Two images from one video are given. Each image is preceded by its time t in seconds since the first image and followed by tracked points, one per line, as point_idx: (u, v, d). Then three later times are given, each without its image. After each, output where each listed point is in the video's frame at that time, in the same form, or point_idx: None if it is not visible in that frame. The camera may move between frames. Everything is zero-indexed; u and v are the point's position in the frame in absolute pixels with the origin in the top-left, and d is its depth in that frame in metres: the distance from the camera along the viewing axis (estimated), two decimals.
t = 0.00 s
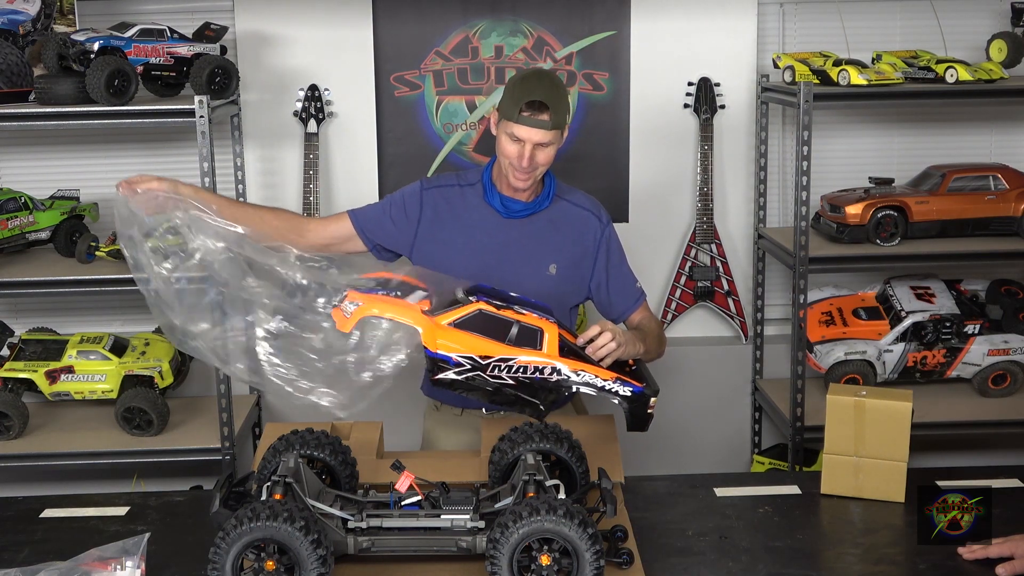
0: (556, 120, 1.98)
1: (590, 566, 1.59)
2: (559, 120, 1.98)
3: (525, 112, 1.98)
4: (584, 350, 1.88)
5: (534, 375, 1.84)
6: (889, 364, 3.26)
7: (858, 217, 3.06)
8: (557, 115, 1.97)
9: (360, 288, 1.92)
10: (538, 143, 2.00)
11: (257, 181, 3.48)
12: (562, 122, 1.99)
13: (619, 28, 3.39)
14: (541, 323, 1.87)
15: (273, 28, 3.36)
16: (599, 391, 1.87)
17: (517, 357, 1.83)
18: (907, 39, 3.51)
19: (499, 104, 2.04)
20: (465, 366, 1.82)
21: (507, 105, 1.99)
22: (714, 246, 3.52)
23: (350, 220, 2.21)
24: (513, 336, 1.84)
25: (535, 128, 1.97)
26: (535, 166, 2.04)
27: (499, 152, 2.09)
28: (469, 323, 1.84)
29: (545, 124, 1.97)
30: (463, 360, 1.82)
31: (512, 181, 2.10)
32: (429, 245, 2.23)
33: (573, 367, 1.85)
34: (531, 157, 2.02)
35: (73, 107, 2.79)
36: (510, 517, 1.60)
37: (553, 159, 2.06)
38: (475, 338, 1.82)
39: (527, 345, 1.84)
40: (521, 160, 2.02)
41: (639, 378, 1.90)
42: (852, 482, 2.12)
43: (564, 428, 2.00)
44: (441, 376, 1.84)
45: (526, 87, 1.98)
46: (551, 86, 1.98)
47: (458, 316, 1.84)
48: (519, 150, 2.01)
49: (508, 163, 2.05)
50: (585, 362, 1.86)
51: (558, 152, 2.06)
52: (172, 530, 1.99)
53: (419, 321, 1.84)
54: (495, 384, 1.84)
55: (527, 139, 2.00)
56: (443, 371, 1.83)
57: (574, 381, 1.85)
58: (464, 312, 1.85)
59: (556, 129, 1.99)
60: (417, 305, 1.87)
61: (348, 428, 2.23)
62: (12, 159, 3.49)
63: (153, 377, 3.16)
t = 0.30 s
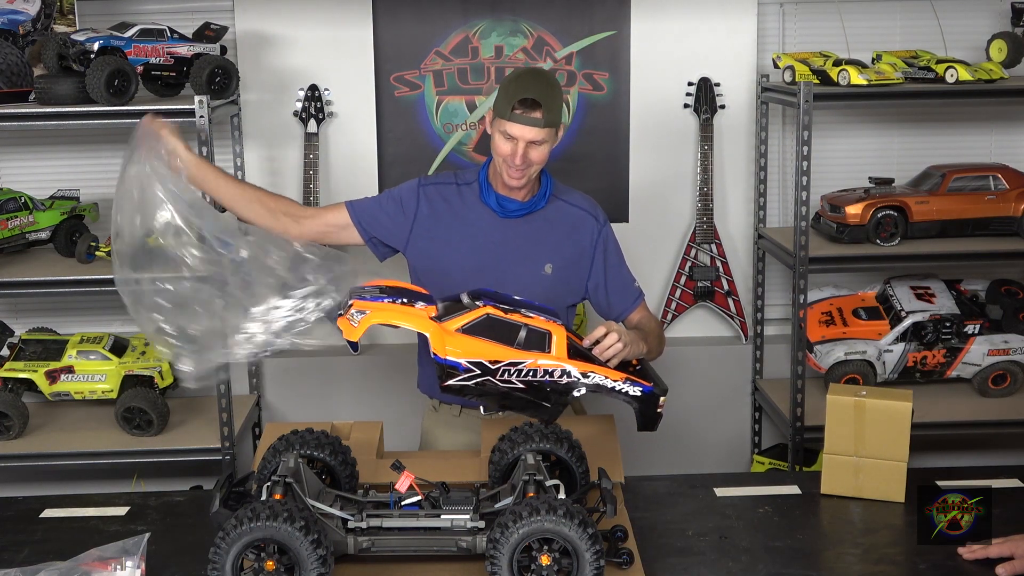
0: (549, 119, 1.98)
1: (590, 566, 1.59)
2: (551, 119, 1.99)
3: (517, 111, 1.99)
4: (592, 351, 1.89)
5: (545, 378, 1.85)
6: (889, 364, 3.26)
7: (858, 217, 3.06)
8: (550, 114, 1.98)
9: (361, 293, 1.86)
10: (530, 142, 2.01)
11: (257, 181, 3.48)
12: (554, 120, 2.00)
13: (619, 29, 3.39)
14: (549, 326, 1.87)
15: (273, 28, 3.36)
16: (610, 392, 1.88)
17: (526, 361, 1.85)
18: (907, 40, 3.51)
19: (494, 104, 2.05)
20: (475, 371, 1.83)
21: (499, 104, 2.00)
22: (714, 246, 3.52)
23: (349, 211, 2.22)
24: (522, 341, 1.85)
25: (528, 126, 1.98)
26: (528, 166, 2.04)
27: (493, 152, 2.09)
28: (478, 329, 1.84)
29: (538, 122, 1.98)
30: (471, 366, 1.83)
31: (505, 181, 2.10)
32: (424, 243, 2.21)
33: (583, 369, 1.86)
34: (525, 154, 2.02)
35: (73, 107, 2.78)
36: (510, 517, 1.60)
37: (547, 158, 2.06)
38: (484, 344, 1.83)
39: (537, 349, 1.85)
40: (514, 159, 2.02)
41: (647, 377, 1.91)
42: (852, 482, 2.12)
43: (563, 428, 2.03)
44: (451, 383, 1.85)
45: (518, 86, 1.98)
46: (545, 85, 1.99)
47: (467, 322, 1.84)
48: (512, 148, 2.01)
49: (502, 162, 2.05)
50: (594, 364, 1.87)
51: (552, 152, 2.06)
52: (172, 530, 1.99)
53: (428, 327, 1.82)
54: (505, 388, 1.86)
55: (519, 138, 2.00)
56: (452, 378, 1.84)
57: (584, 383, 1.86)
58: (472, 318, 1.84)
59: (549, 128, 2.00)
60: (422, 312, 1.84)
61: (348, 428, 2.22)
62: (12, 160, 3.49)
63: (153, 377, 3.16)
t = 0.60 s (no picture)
0: (529, 115, 1.98)
1: (590, 566, 1.59)
2: (533, 115, 1.98)
3: (499, 106, 1.99)
4: (602, 346, 1.92)
5: (558, 374, 1.88)
6: (889, 364, 3.27)
7: (858, 217, 3.06)
8: (530, 110, 1.97)
9: (374, 290, 1.87)
10: (512, 138, 2.00)
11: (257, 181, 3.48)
12: (537, 117, 1.99)
13: (619, 29, 3.39)
14: (562, 322, 1.90)
15: (273, 28, 3.36)
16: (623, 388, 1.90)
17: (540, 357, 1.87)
18: (907, 40, 3.51)
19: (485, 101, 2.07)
20: (490, 368, 1.86)
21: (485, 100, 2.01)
22: (713, 246, 3.52)
23: (349, 222, 2.25)
24: (535, 337, 1.87)
25: (507, 122, 1.98)
26: (513, 163, 2.04)
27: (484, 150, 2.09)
28: (493, 326, 1.86)
29: (518, 118, 1.98)
30: (487, 361, 1.86)
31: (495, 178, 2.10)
32: (422, 245, 2.22)
33: (596, 365, 1.88)
34: (507, 151, 2.02)
35: (73, 106, 2.78)
36: (510, 517, 1.60)
37: (533, 156, 2.04)
38: (499, 340, 1.85)
39: (550, 345, 1.87)
40: (497, 155, 2.03)
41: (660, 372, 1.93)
42: (852, 482, 2.12)
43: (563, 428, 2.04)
44: (465, 379, 1.88)
45: (503, 82, 1.99)
46: (529, 82, 1.99)
47: (482, 318, 1.87)
48: (495, 145, 2.02)
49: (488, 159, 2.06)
50: (607, 360, 1.89)
51: (539, 150, 2.05)
52: (171, 530, 1.99)
53: (444, 322, 1.84)
54: (520, 384, 1.88)
55: (501, 134, 2.00)
56: (467, 374, 1.87)
57: (597, 379, 1.88)
58: (487, 314, 1.87)
59: (531, 125, 1.99)
60: (437, 307, 1.86)
61: (348, 428, 2.22)
62: (11, 160, 3.49)
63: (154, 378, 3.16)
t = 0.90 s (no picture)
0: (498, 121, 1.98)
1: (590, 566, 1.59)
2: (502, 121, 1.98)
3: (476, 111, 2.02)
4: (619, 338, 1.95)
5: (581, 366, 1.86)
6: (889, 364, 3.26)
7: (858, 217, 3.06)
8: (500, 116, 1.98)
9: (397, 284, 1.88)
10: (485, 143, 2.02)
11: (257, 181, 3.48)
12: (508, 124, 1.98)
13: (619, 29, 3.39)
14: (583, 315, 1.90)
15: (273, 29, 3.36)
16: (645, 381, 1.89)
17: (562, 349, 1.87)
18: (907, 40, 3.51)
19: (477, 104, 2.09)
20: (513, 361, 1.85)
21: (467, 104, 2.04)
22: (713, 246, 3.52)
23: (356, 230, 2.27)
24: (557, 329, 1.87)
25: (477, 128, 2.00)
26: (490, 167, 2.05)
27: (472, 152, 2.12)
28: (515, 318, 1.87)
29: (487, 124, 1.99)
30: (511, 354, 1.85)
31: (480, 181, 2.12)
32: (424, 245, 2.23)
33: (618, 357, 1.87)
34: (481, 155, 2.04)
35: (73, 107, 2.79)
36: (510, 517, 1.60)
37: (511, 162, 2.04)
38: (521, 333, 1.85)
39: (571, 337, 1.87)
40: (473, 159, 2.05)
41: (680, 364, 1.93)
42: (852, 481, 2.12)
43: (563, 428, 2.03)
44: (489, 373, 1.86)
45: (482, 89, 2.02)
46: (504, 88, 1.99)
47: (504, 311, 1.87)
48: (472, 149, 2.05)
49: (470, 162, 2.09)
50: (628, 352, 1.89)
51: (518, 155, 2.04)
52: (171, 530, 1.99)
53: (466, 315, 1.84)
54: (543, 377, 1.87)
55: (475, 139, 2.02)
56: (491, 368, 1.86)
57: (619, 371, 1.87)
58: (510, 306, 1.88)
59: (504, 132, 1.99)
60: (459, 300, 1.87)
61: (347, 428, 2.22)
62: (12, 160, 3.49)
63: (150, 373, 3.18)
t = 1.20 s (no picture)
0: (499, 123, 1.96)
1: (591, 566, 1.59)
2: (502, 122, 1.96)
3: (470, 118, 1.98)
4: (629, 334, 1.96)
5: (595, 363, 1.85)
6: (889, 364, 3.26)
7: (858, 217, 3.06)
8: (499, 117, 1.96)
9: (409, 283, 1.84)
10: (488, 147, 1.99)
11: (257, 182, 3.48)
12: (507, 123, 1.97)
13: (618, 29, 3.39)
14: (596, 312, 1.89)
15: (273, 29, 3.36)
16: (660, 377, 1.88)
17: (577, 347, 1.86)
18: (907, 40, 3.51)
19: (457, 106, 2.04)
20: (529, 360, 1.83)
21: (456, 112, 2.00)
22: (713, 246, 3.52)
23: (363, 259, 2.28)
24: (570, 326, 1.87)
25: (479, 134, 1.97)
26: (495, 167, 2.04)
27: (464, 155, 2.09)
28: (529, 316, 1.86)
29: (489, 128, 1.96)
30: (526, 353, 1.83)
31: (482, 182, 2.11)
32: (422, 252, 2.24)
33: (632, 354, 1.86)
34: (484, 160, 2.02)
35: (73, 106, 2.78)
36: (510, 517, 1.60)
37: (514, 158, 2.03)
38: (535, 330, 1.85)
39: (585, 334, 1.86)
40: (477, 163, 2.03)
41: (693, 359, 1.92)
42: (852, 481, 2.12)
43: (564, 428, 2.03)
44: (504, 372, 1.84)
45: (469, 93, 1.98)
46: (494, 89, 1.96)
47: (518, 309, 1.86)
48: (474, 155, 2.02)
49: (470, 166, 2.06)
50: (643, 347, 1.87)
51: (519, 150, 2.03)
52: (171, 531, 1.99)
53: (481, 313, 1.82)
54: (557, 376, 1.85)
55: (477, 145, 1.99)
56: (506, 368, 1.83)
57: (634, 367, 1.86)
58: (524, 304, 1.87)
59: (504, 132, 1.97)
60: (474, 299, 1.84)
61: (348, 428, 2.22)
62: (12, 160, 3.49)
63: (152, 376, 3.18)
